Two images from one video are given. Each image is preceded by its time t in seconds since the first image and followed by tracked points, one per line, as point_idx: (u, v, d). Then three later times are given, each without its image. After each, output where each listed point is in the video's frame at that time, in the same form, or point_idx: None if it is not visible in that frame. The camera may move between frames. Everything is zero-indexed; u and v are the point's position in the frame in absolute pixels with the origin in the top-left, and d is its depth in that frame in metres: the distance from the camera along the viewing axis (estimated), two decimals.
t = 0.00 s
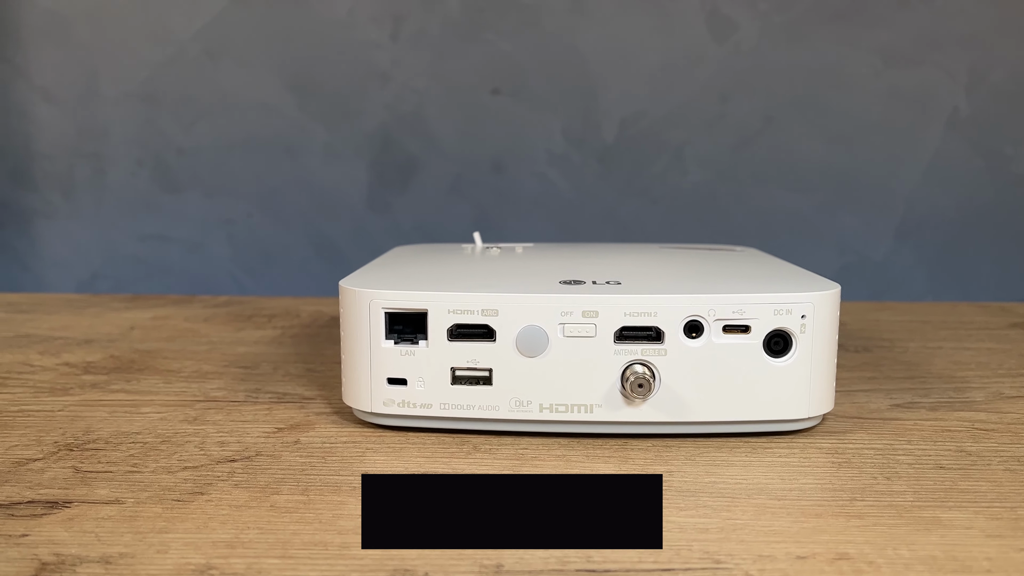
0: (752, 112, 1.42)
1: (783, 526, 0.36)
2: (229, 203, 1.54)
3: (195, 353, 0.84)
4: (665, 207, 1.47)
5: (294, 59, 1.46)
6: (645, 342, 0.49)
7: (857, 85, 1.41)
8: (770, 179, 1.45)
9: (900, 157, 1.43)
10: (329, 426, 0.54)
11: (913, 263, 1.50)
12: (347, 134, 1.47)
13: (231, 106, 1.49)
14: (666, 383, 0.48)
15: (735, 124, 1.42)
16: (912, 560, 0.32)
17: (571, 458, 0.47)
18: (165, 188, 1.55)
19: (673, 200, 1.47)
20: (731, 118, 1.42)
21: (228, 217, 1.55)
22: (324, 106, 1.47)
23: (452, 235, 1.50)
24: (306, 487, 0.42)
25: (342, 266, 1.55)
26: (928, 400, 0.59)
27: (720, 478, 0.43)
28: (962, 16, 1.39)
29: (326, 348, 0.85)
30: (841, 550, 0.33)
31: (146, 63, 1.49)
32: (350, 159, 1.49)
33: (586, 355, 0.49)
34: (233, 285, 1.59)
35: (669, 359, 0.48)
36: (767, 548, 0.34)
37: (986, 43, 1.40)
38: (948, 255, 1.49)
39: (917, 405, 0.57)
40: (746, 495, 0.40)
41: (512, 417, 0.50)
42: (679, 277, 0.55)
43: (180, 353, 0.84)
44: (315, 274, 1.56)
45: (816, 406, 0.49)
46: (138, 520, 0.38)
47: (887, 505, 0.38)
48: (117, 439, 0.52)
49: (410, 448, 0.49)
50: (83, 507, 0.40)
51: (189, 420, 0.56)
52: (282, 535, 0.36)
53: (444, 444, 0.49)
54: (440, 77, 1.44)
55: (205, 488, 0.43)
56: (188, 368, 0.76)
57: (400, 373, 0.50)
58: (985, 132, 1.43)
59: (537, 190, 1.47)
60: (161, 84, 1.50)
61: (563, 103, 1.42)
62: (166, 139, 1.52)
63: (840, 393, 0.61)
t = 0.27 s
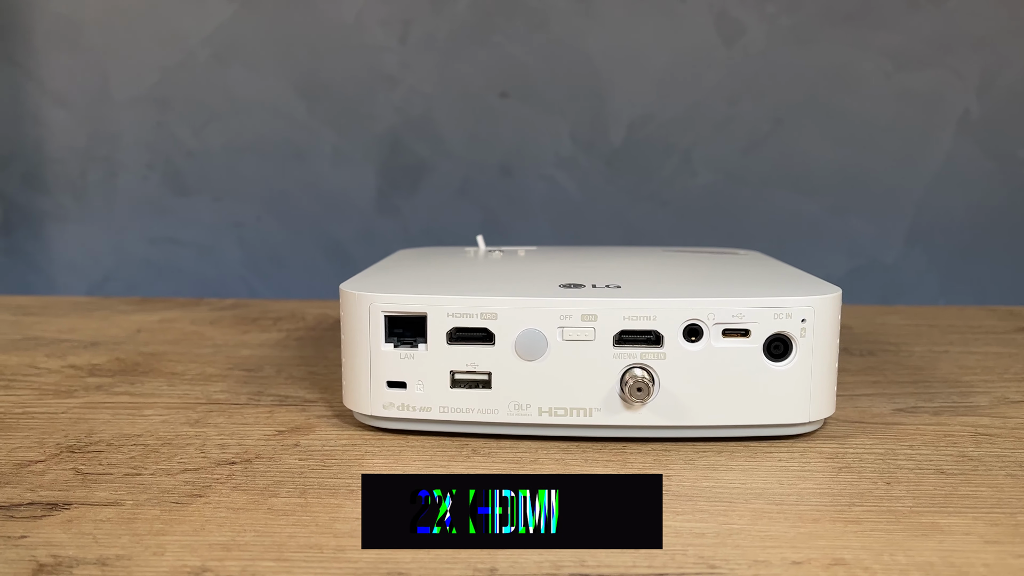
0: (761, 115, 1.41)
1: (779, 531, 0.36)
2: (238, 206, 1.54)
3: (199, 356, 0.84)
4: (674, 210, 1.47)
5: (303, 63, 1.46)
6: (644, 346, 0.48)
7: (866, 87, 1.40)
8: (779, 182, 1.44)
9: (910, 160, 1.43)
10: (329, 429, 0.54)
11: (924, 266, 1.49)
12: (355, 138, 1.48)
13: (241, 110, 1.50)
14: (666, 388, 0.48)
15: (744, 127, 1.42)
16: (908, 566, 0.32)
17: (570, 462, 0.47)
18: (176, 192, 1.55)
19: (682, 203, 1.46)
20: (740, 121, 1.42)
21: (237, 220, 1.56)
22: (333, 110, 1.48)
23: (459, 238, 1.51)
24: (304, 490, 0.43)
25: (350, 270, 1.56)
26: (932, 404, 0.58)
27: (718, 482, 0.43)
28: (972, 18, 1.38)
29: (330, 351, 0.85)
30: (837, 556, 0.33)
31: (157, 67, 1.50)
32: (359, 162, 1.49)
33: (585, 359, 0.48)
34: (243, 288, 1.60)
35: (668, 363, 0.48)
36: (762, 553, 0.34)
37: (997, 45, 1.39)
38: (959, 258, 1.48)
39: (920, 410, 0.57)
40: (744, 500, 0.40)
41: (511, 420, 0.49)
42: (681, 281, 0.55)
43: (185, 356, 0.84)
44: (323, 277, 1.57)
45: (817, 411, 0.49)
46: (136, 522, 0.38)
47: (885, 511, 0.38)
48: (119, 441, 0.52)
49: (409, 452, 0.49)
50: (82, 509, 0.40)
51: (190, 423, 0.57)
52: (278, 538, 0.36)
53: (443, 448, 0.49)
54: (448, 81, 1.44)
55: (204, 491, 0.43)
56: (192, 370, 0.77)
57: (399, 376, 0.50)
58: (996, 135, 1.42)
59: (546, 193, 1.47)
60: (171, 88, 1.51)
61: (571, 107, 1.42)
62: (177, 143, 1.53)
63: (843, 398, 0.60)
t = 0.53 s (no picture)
0: (769, 115, 1.41)
1: (774, 528, 0.36)
2: (246, 207, 1.55)
3: (203, 355, 0.85)
4: (681, 211, 1.46)
5: (311, 64, 1.47)
6: (642, 343, 0.48)
7: (874, 87, 1.39)
8: (787, 183, 1.44)
9: (918, 161, 1.42)
10: (329, 426, 0.54)
11: (933, 268, 1.48)
12: (363, 139, 1.49)
13: (249, 111, 1.50)
14: (663, 386, 0.48)
15: (751, 128, 1.42)
16: (902, 563, 0.32)
17: (567, 459, 0.46)
18: (184, 194, 1.56)
19: (689, 204, 1.46)
20: (748, 122, 1.41)
21: (245, 221, 1.56)
22: (340, 112, 1.48)
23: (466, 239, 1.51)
24: (301, 486, 0.43)
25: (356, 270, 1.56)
26: (933, 404, 0.58)
27: (714, 480, 0.42)
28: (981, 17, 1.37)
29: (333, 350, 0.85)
30: (831, 553, 0.33)
31: (166, 70, 1.51)
32: (366, 164, 1.50)
33: (583, 356, 0.48)
34: (250, 288, 1.60)
35: (666, 361, 0.48)
36: (756, 550, 0.33)
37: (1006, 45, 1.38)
38: (969, 259, 1.47)
39: (921, 409, 0.57)
40: (740, 497, 0.40)
41: (509, 418, 0.49)
42: (682, 280, 0.55)
43: (190, 355, 0.85)
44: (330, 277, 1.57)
45: (816, 409, 0.49)
46: (134, 517, 0.39)
47: (882, 509, 0.38)
48: (120, 438, 0.53)
49: (407, 449, 0.49)
50: (81, 504, 0.41)
51: (191, 420, 0.57)
52: (274, 533, 0.36)
53: (441, 445, 0.49)
54: (455, 82, 1.44)
55: (202, 487, 0.43)
56: (195, 369, 0.77)
57: (398, 373, 0.50)
58: (1006, 136, 1.41)
59: (553, 194, 1.47)
60: (181, 90, 1.52)
61: (577, 108, 1.42)
62: (186, 145, 1.54)
63: (844, 397, 0.60)
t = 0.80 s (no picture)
0: (774, 117, 1.41)
1: (765, 531, 0.35)
2: (250, 209, 1.55)
3: (202, 356, 0.85)
4: (686, 212, 1.46)
5: (315, 66, 1.47)
6: (636, 345, 0.48)
7: (879, 88, 1.39)
8: (792, 184, 1.43)
9: (923, 162, 1.41)
10: (324, 427, 0.54)
11: (938, 269, 1.47)
12: (367, 141, 1.49)
13: (253, 113, 1.51)
14: (657, 387, 0.48)
15: (755, 129, 1.41)
16: (892, 566, 0.32)
17: (560, 460, 0.46)
18: (189, 196, 1.57)
19: (694, 205, 1.46)
20: (752, 123, 1.41)
21: (250, 223, 1.56)
22: (344, 114, 1.48)
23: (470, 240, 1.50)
24: (293, 487, 0.43)
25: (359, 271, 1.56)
26: (931, 406, 0.58)
27: (707, 482, 0.42)
28: (986, 18, 1.37)
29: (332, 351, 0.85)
30: (821, 555, 0.33)
31: (172, 71, 1.52)
32: (370, 166, 1.50)
33: (577, 357, 0.48)
34: (254, 290, 1.61)
35: (660, 362, 0.48)
36: (745, 552, 0.33)
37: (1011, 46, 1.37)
38: (975, 261, 1.47)
39: (919, 411, 0.56)
40: (732, 499, 0.40)
41: (503, 419, 0.49)
42: (678, 281, 0.55)
43: (189, 356, 0.85)
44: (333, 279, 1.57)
45: (812, 411, 0.49)
46: (125, 517, 0.39)
47: (874, 511, 0.37)
48: (115, 438, 0.53)
49: (401, 450, 0.49)
50: (73, 505, 0.41)
51: (187, 421, 0.57)
52: (264, 534, 0.36)
53: (435, 446, 0.49)
54: (459, 83, 1.44)
55: (194, 487, 0.43)
56: (194, 370, 0.77)
57: (392, 374, 0.50)
58: (1011, 137, 1.41)
59: (556, 196, 1.47)
60: (186, 93, 1.52)
61: (581, 109, 1.42)
62: (190, 146, 1.54)
63: (842, 399, 0.60)
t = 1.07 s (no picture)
0: (777, 118, 1.41)
1: (755, 530, 0.35)
2: (253, 211, 1.56)
3: (201, 356, 0.85)
4: (689, 214, 1.46)
5: (319, 68, 1.48)
6: (629, 345, 0.48)
7: (882, 90, 1.39)
8: (795, 186, 1.43)
9: (927, 163, 1.41)
10: (318, 427, 0.54)
11: (942, 271, 1.47)
12: (370, 143, 1.49)
13: (257, 115, 1.51)
14: (650, 387, 0.48)
15: (759, 131, 1.41)
16: (880, 566, 0.32)
17: (553, 460, 0.46)
18: (193, 198, 1.57)
19: (697, 207, 1.45)
20: (755, 124, 1.41)
21: (253, 225, 1.57)
22: (347, 116, 1.49)
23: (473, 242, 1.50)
24: (285, 486, 0.43)
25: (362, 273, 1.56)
26: (927, 407, 0.57)
27: (698, 482, 0.42)
28: (990, 19, 1.37)
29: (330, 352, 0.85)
30: (809, 555, 0.33)
31: (176, 74, 1.52)
32: (373, 167, 1.50)
33: (570, 358, 0.48)
34: (258, 291, 1.61)
35: (653, 363, 0.48)
36: (733, 552, 0.33)
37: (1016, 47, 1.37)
38: (979, 264, 1.46)
39: (915, 412, 0.56)
40: (722, 499, 0.40)
41: (496, 420, 0.49)
42: (674, 282, 0.55)
43: (188, 357, 0.85)
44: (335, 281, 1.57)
45: (805, 412, 0.49)
46: (117, 516, 0.39)
47: (865, 512, 0.37)
48: (111, 438, 0.53)
49: (394, 450, 0.49)
50: (65, 503, 0.41)
51: (183, 421, 0.57)
52: (254, 532, 0.36)
53: (428, 446, 0.49)
54: (462, 85, 1.45)
55: (187, 486, 0.43)
56: (192, 370, 0.77)
57: (386, 375, 0.50)
58: (1016, 138, 1.40)
59: (559, 198, 1.47)
60: (190, 95, 1.53)
61: (584, 111, 1.42)
62: (194, 148, 1.55)
63: (838, 400, 0.60)
